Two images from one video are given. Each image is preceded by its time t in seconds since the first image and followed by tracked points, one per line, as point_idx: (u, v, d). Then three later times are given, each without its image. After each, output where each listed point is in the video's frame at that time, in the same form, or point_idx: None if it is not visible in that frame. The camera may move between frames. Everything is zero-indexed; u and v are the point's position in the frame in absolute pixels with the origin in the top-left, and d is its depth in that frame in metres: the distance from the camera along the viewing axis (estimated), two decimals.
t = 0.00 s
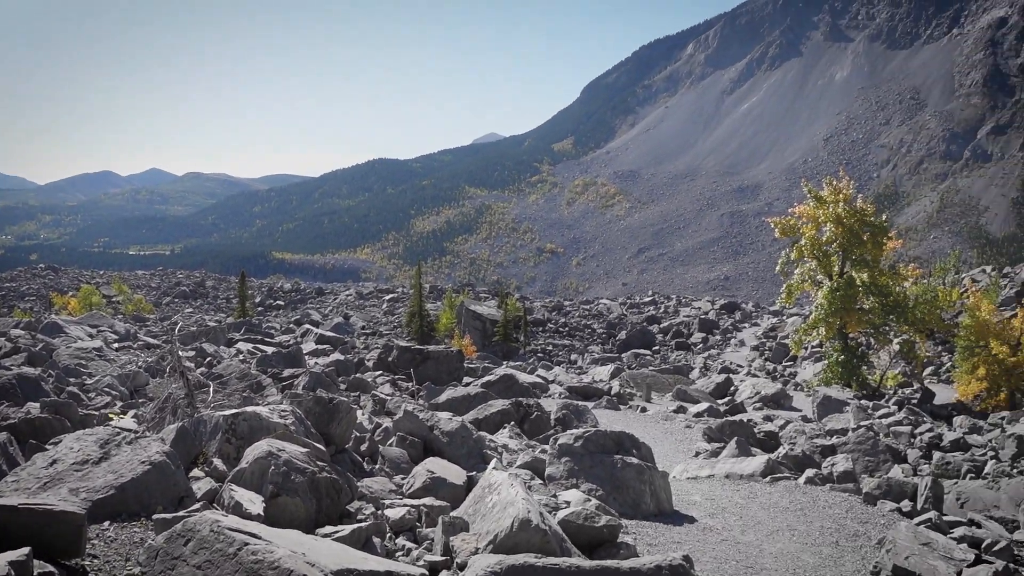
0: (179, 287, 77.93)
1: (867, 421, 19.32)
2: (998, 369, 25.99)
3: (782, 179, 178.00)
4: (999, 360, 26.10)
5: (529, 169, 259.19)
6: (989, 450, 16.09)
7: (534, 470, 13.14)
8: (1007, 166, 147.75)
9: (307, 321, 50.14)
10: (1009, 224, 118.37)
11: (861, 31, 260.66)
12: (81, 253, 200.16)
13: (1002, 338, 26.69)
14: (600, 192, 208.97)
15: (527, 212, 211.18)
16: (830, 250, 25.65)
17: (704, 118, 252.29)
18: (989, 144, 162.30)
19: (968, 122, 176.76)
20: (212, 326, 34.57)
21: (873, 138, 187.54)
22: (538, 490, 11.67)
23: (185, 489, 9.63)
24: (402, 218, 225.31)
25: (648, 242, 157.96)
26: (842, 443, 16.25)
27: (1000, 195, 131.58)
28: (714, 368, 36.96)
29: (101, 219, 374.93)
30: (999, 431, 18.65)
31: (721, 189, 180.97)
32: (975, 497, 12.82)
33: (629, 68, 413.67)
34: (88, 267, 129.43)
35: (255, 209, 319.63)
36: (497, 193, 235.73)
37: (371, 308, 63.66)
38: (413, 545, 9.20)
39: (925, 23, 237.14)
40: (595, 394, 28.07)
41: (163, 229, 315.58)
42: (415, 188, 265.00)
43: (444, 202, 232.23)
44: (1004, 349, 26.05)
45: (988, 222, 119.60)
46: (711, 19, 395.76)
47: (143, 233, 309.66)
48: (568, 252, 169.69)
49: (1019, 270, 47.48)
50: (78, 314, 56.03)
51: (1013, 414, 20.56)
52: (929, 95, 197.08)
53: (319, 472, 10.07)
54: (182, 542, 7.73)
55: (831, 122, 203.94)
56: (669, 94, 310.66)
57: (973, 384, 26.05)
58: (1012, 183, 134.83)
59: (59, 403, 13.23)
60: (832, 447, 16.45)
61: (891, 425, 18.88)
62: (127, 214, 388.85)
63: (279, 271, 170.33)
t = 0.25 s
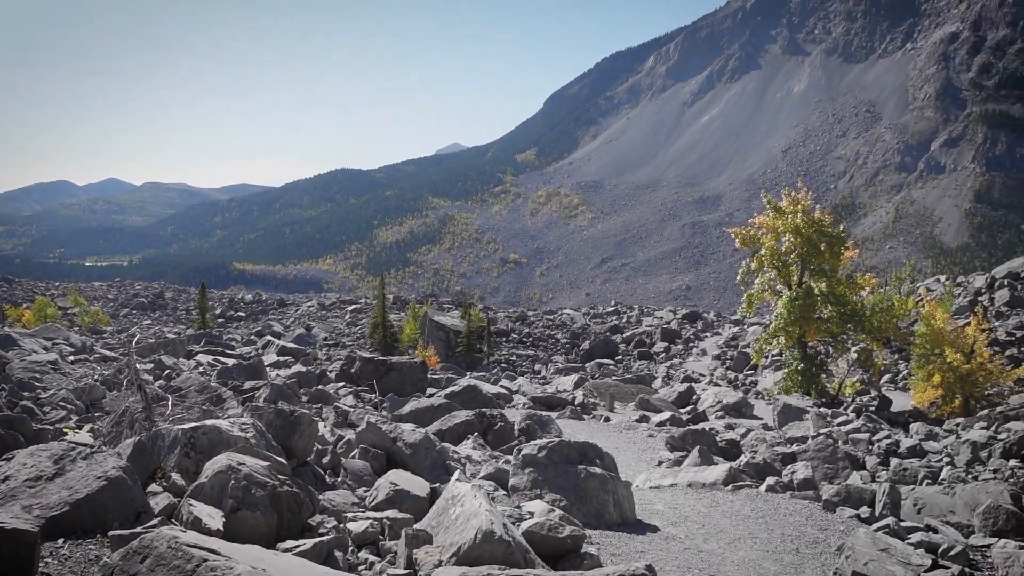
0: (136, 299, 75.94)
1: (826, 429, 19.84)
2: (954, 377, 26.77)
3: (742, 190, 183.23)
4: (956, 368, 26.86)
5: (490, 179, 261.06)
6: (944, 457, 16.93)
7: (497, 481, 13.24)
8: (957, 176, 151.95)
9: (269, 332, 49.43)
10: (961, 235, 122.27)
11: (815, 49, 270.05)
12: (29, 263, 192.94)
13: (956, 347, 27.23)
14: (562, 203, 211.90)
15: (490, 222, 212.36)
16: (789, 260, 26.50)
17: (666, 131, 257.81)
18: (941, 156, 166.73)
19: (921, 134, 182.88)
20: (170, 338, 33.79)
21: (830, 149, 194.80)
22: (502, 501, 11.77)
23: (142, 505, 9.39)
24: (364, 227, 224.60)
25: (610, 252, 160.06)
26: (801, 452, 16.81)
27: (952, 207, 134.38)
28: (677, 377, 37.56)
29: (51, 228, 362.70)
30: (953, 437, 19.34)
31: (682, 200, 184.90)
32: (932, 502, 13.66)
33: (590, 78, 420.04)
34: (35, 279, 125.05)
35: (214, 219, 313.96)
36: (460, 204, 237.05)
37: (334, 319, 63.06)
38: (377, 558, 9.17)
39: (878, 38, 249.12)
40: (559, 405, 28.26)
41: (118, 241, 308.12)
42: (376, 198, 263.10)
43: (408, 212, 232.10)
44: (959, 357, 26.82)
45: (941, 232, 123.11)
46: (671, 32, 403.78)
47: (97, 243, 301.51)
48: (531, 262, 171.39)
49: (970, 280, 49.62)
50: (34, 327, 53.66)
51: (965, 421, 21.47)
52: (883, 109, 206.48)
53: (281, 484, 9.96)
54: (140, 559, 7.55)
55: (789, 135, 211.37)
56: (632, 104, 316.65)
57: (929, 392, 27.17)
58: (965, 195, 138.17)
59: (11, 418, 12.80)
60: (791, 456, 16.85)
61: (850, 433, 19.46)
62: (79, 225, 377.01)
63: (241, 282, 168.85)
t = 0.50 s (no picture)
0: (90, 317, 73.46)
1: (786, 438, 20.40)
2: (909, 385, 27.84)
3: (701, 204, 186.99)
4: (910, 377, 27.94)
5: (450, 193, 260.74)
6: (900, 464, 17.57)
7: (461, 495, 13.29)
8: (909, 188, 158.67)
9: (228, 349, 48.42)
10: (913, 245, 129.27)
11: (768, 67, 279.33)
12: None
13: (911, 355, 28.25)
14: (524, 216, 213.59)
15: (451, 236, 212.41)
16: (747, 271, 27.24)
17: (626, 145, 262.79)
18: (895, 167, 176.23)
19: (874, 147, 191.50)
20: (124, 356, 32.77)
21: (787, 163, 201.63)
22: (467, 515, 11.79)
23: (97, 528, 9.13)
24: (325, 242, 221.86)
25: (573, 265, 161.59)
26: (762, 462, 17.32)
27: (905, 218, 142.81)
28: (639, 389, 38.06)
29: None
30: (907, 444, 20.14)
31: (642, 213, 188.42)
32: (889, 508, 14.25)
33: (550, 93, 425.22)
34: None
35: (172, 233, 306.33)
36: (422, 217, 236.13)
37: (295, 335, 62.09)
38: None
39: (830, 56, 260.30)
40: (522, 418, 28.36)
41: (71, 256, 298.94)
42: (336, 212, 260.57)
43: (370, 225, 230.71)
44: (914, 365, 27.87)
45: (895, 243, 130.07)
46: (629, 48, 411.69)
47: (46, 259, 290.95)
48: (494, 276, 171.66)
49: (922, 290, 51.83)
50: None
51: (920, 429, 22.39)
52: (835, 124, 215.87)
53: (240, 504, 9.81)
54: None
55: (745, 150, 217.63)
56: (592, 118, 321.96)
57: (886, 400, 28.25)
58: (917, 207, 146.32)
59: None
60: (751, 465, 17.28)
61: (809, 442, 20.04)
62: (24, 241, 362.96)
63: (198, 298, 165.27)
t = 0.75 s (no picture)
0: (51, 330, 71.29)
1: (752, 450, 20.85)
2: (873, 397, 28.53)
3: (668, 217, 190.04)
4: (874, 388, 28.60)
5: (418, 206, 260.02)
6: (863, 474, 17.94)
7: (429, 509, 13.26)
8: (871, 203, 165.59)
9: (193, 363, 47.46)
10: (877, 257, 137.90)
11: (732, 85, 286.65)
12: None
13: (874, 367, 29.02)
14: (492, 228, 214.46)
15: (420, 248, 211.80)
16: (714, 284, 27.78)
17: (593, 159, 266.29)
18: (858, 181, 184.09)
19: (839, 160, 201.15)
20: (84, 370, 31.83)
21: (753, 176, 208.11)
22: (435, 531, 11.77)
23: (57, 547, 8.87)
24: (292, 254, 219.17)
25: (541, 278, 162.68)
26: (729, 473, 17.69)
27: (869, 231, 150.81)
28: (607, 402, 38.34)
29: None
30: (870, 455, 20.68)
31: (610, 225, 190.95)
32: (854, 518, 14.74)
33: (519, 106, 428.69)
34: None
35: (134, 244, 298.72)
36: (390, 229, 235.20)
37: (261, 348, 61.09)
38: None
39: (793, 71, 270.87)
40: (491, 431, 28.34)
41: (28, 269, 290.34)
42: (304, 224, 257.84)
43: (338, 237, 228.81)
44: (877, 377, 28.57)
45: (860, 255, 139.48)
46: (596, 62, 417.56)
47: None
48: (462, 288, 171.58)
49: (884, 303, 53.63)
50: None
51: (883, 439, 22.97)
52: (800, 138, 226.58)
53: (205, 520, 9.66)
54: None
55: (710, 165, 222.48)
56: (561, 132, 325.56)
57: (850, 411, 28.96)
58: (880, 220, 154.17)
59: None
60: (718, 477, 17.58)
61: (775, 454, 20.49)
62: None
63: (163, 311, 161.84)
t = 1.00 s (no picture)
0: (12, 342, 69.03)
1: (722, 461, 21.22)
2: (841, 408, 29.16)
3: (639, 230, 192.45)
4: (842, 400, 29.23)
5: (391, 218, 258.78)
6: (832, 485, 18.09)
7: (400, 523, 13.24)
8: (838, 218, 170.68)
9: (160, 376, 46.42)
10: (844, 271, 141.71)
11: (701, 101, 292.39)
12: None
13: (842, 379, 29.67)
14: (464, 240, 214.53)
15: (392, 261, 210.50)
16: (684, 296, 28.29)
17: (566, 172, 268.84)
18: (825, 197, 189.40)
19: (806, 175, 207.71)
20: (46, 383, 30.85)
21: (722, 191, 212.39)
22: (406, 544, 11.73)
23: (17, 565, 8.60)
24: (263, 266, 216.55)
25: (513, 290, 163.04)
26: (699, 485, 17.91)
27: (836, 245, 155.65)
28: (579, 414, 38.57)
29: None
30: (839, 465, 21.01)
31: (582, 238, 192.59)
32: (822, 530, 14.55)
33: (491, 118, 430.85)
34: None
35: (100, 255, 292.30)
36: (362, 241, 233.66)
37: (231, 361, 59.97)
38: None
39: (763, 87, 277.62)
40: (462, 443, 28.23)
41: None
42: (275, 236, 254.69)
43: (309, 248, 226.56)
44: (845, 389, 29.21)
45: (828, 268, 143.67)
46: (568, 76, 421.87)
47: None
48: (434, 300, 170.90)
49: (850, 315, 55.09)
50: None
51: (852, 451, 23.42)
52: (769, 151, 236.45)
53: (172, 535, 9.49)
54: None
55: (680, 179, 226.45)
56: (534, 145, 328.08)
57: (820, 422, 29.59)
58: (846, 234, 158.98)
59: None
60: (690, 489, 17.84)
61: (744, 465, 20.86)
62: None
63: (131, 323, 158.56)
